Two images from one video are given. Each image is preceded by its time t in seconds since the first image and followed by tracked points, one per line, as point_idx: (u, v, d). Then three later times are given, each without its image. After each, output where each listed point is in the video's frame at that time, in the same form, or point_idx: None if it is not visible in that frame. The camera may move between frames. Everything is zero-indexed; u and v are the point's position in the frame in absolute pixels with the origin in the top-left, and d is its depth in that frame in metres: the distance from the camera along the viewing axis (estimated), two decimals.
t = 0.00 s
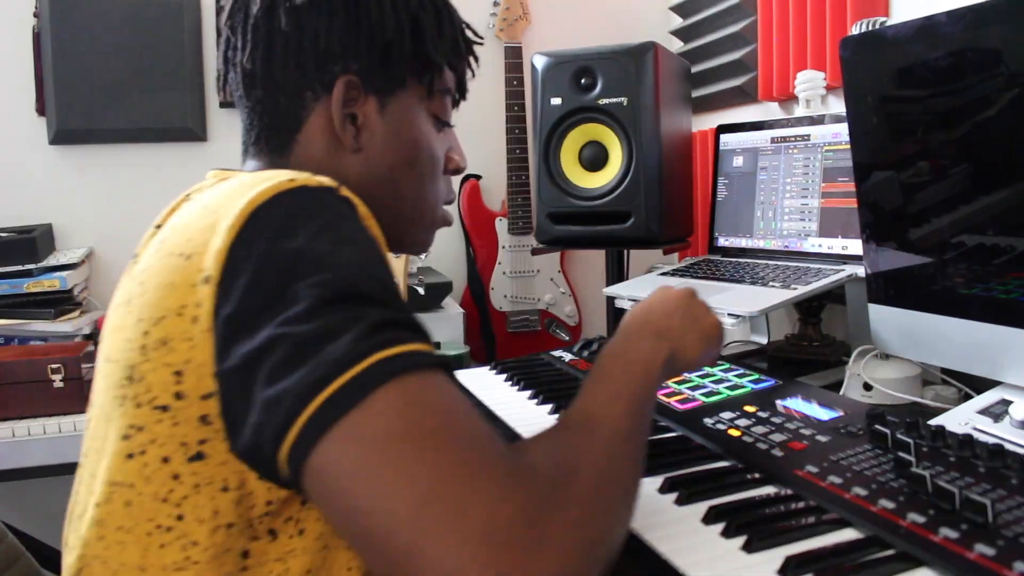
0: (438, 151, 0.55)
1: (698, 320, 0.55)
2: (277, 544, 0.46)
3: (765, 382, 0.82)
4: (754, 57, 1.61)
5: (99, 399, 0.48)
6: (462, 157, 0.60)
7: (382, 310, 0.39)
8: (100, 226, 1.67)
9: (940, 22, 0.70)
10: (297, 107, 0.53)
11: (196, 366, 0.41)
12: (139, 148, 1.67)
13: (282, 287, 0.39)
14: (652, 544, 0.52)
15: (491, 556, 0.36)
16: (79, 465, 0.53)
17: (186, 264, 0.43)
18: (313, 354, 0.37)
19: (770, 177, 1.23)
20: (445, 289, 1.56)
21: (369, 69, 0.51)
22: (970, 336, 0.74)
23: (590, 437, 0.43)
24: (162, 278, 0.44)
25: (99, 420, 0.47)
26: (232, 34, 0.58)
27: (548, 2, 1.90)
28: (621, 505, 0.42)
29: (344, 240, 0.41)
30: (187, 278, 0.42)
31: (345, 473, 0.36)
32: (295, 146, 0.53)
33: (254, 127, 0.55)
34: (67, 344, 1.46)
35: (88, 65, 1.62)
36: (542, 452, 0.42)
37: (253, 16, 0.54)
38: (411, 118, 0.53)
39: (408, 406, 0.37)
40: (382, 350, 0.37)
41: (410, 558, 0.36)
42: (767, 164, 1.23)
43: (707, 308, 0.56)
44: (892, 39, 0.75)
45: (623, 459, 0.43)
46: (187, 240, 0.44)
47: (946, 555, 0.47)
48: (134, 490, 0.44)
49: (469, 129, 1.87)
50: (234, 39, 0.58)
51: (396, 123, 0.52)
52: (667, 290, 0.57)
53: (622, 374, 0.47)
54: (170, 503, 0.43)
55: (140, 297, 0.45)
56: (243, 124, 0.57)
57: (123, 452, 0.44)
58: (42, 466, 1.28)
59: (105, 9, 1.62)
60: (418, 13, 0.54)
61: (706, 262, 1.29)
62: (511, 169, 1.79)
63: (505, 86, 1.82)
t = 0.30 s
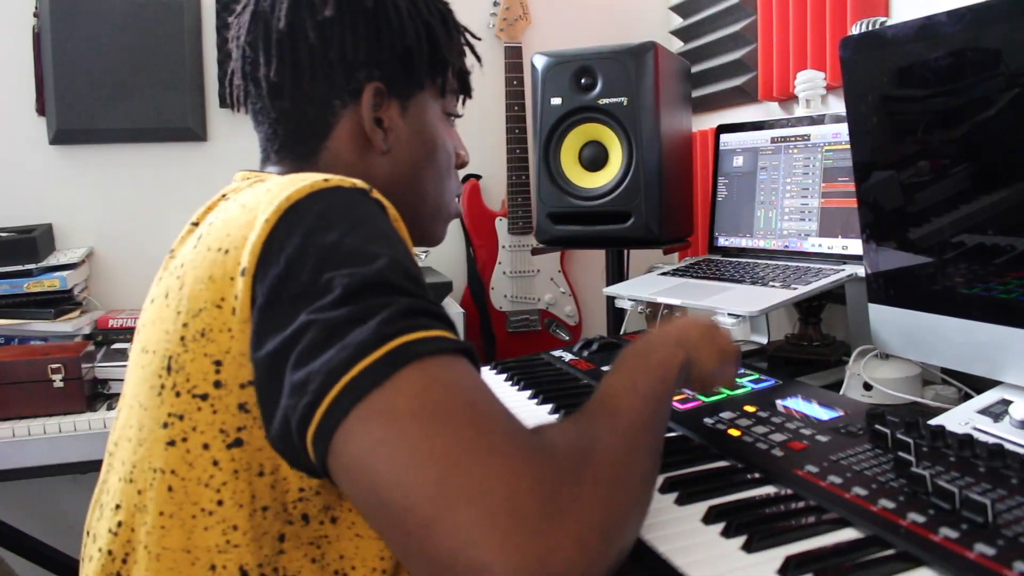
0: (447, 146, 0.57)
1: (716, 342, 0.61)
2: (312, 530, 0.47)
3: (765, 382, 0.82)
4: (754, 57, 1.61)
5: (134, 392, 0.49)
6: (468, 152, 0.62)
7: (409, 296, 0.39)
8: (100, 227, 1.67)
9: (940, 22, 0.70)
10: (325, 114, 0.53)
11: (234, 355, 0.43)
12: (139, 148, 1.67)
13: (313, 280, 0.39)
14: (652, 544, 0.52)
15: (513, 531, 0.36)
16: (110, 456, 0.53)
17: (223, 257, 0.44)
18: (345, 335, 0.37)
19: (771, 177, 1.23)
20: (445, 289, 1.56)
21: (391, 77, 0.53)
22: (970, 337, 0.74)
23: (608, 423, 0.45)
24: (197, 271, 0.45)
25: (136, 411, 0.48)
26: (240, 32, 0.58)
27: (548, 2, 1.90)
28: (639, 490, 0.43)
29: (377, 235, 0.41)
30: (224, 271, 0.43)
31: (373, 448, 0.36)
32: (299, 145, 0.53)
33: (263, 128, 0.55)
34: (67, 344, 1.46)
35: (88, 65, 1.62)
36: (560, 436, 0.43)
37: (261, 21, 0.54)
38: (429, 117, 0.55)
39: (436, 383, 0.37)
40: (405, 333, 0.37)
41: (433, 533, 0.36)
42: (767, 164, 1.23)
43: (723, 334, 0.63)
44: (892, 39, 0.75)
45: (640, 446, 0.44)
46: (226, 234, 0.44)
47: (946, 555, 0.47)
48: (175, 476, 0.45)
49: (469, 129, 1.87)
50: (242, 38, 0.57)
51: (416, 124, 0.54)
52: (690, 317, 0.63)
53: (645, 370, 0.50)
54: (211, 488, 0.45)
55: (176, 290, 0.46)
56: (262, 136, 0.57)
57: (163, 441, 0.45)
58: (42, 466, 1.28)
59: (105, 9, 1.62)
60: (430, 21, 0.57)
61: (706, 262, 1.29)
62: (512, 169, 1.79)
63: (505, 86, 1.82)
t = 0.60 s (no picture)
0: (445, 143, 0.57)
1: (721, 351, 0.61)
2: (328, 536, 0.48)
3: (765, 382, 0.82)
4: (754, 57, 1.61)
5: (149, 399, 0.49)
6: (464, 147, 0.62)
7: (422, 308, 0.39)
8: (101, 227, 1.67)
9: (940, 22, 0.70)
10: (331, 115, 0.52)
11: (250, 365, 0.43)
12: (139, 148, 1.67)
13: (325, 288, 0.38)
14: (651, 544, 0.52)
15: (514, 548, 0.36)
16: (121, 462, 0.53)
17: (238, 265, 0.43)
18: (354, 345, 0.37)
19: (771, 177, 1.23)
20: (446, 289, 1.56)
21: (401, 77, 0.53)
22: (970, 337, 0.74)
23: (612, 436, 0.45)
24: (211, 278, 0.45)
25: (151, 419, 0.48)
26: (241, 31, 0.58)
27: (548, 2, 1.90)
28: (640, 505, 0.43)
29: (392, 245, 0.41)
30: (238, 280, 0.43)
31: (378, 461, 0.36)
32: (300, 145, 0.53)
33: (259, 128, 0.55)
34: (67, 344, 1.46)
35: (88, 65, 1.62)
36: (564, 449, 0.43)
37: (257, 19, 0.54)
38: (434, 117, 0.56)
39: (444, 398, 0.37)
40: (421, 343, 0.37)
41: (434, 548, 0.36)
42: (767, 164, 1.23)
43: (729, 345, 0.62)
44: (892, 39, 0.75)
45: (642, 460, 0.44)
46: (239, 241, 0.44)
47: (946, 555, 0.47)
48: (193, 485, 0.45)
49: (469, 129, 1.87)
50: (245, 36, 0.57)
51: (421, 124, 0.55)
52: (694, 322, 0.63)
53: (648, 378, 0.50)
54: (230, 496, 0.45)
55: (189, 297, 0.46)
56: (262, 135, 0.57)
57: (180, 449, 0.46)
58: (42, 466, 1.28)
59: (104, 9, 1.62)
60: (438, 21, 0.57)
61: (706, 262, 1.29)
62: (512, 169, 1.79)
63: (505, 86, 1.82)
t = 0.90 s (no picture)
0: (430, 129, 0.57)
1: (716, 352, 0.60)
2: (319, 543, 0.48)
3: (765, 382, 0.82)
4: (754, 57, 1.61)
5: (137, 407, 0.49)
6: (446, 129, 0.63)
7: (414, 314, 0.39)
8: (101, 227, 1.67)
9: (940, 22, 0.70)
10: (313, 114, 0.52)
11: (242, 373, 0.43)
12: (140, 148, 1.67)
13: (318, 295, 0.38)
14: (652, 544, 0.52)
15: (518, 553, 0.36)
16: (112, 471, 0.53)
17: (229, 272, 0.43)
18: (352, 353, 0.37)
19: (770, 177, 1.23)
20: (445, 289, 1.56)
21: (378, 70, 0.53)
22: (970, 337, 0.74)
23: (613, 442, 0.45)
24: (201, 284, 0.44)
25: (142, 428, 0.48)
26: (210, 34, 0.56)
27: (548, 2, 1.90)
28: (641, 512, 0.43)
29: (383, 250, 0.41)
30: (230, 286, 0.43)
31: (380, 469, 0.36)
32: (298, 146, 0.53)
33: (252, 132, 0.55)
34: (67, 344, 1.46)
35: (89, 66, 1.62)
36: (565, 455, 0.43)
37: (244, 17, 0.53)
38: (415, 103, 0.55)
39: (445, 405, 0.37)
40: (419, 350, 0.37)
41: (438, 556, 0.36)
42: (767, 164, 1.23)
43: (726, 347, 0.62)
44: (891, 39, 0.75)
45: (643, 466, 0.45)
46: (228, 246, 0.44)
47: (946, 555, 0.47)
48: (188, 494, 0.46)
49: (468, 128, 1.87)
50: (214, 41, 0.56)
51: (403, 111, 0.54)
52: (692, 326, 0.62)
53: (646, 383, 0.50)
54: (224, 505, 0.45)
55: (180, 302, 0.46)
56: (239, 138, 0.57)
57: (173, 459, 0.46)
58: (42, 466, 1.28)
59: (105, 9, 1.63)
60: (411, 7, 0.55)
61: (706, 263, 1.29)
62: (511, 169, 1.79)
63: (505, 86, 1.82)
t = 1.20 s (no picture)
0: (415, 122, 0.58)
1: (708, 355, 0.60)
2: (312, 547, 0.48)
3: (765, 382, 0.82)
4: (754, 57, 1.61)
5: (127, 413, 0.49)
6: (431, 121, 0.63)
7: (404, 316, 0.39)
8: (102, 227, 1.67)
9: (940, 22, 0.70)
10: (300, 111, 0.52)
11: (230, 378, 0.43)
12: (140, 149, 1.67)
13: (308, 297, 0.38)
14: (652, 545, 0.52)
15: (519, 553, 0.36)
16: (105, 477, 0.53)
17: (214, 276, 0.43)
18: (344, 354, 0.37)
19: (770, 177, 1.23)
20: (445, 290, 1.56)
21: (365, 64, 0.52)
22: (971, 337, 0.74)
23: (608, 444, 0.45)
24: (188, 289, 0.44)
25: (132, 434, 0.48)
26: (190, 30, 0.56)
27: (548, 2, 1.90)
28: (638, 510, 0.43)
29: (371, 252, 0.40)
30: (215, 291, 0.43)
31: (377, 470, 0.36)
32: (293, 146, 0.53)
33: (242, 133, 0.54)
34: (67, 344, 1.46)
35: (89, 66, 1.62)
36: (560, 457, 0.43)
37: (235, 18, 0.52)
38: (400, 95, 0.56)
39: (439, 405, 0.37)
40: (413, 352, 0.37)
41: (438, 557, 0.36)
42: (767, 164, 1.23)
43: (718, 347, 0.62)
44: (891, 39, 0.75)
45: (639, 468, 0.45)
46: (214, 251, 0.43)
47: (946, 555, 0.47)
48: (180, 499, 0.46)
49: (468, 128, 1.87)
50: (195, 38, 0.55)
51: (389, 104, 0.55)
52: (684, 326, 0.62)
53: (639, 388, 0.50)
54: (217, 509, 0.45)
55: (167, 307, 0.45)
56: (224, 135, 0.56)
57: (164, 464, 0.45)
58: (42, 466, 1.28)
59: (105, 10, 1.63)
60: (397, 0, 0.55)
61: (706, 263, 1.29)
62: (511, 169, 1.79)
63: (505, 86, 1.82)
